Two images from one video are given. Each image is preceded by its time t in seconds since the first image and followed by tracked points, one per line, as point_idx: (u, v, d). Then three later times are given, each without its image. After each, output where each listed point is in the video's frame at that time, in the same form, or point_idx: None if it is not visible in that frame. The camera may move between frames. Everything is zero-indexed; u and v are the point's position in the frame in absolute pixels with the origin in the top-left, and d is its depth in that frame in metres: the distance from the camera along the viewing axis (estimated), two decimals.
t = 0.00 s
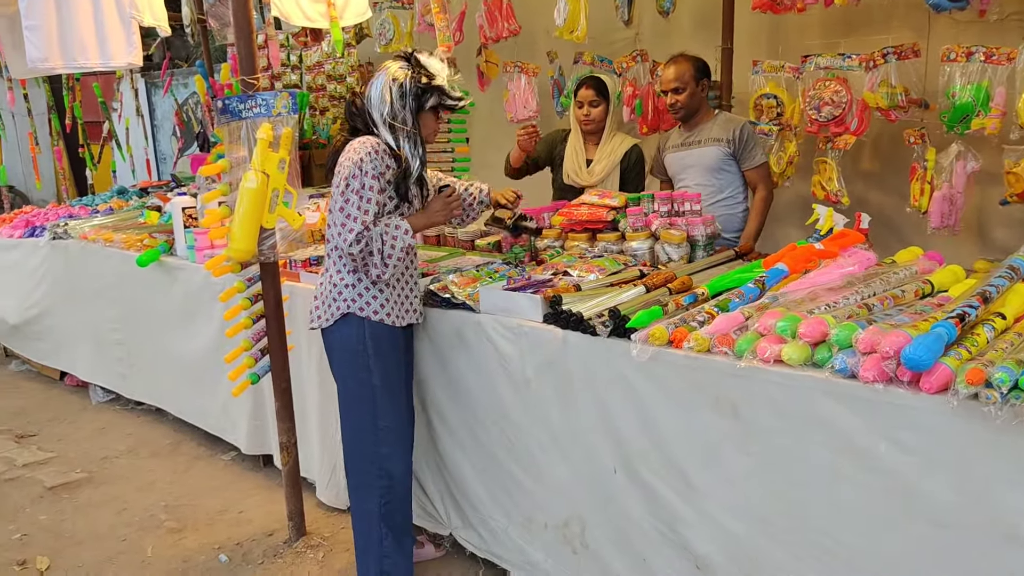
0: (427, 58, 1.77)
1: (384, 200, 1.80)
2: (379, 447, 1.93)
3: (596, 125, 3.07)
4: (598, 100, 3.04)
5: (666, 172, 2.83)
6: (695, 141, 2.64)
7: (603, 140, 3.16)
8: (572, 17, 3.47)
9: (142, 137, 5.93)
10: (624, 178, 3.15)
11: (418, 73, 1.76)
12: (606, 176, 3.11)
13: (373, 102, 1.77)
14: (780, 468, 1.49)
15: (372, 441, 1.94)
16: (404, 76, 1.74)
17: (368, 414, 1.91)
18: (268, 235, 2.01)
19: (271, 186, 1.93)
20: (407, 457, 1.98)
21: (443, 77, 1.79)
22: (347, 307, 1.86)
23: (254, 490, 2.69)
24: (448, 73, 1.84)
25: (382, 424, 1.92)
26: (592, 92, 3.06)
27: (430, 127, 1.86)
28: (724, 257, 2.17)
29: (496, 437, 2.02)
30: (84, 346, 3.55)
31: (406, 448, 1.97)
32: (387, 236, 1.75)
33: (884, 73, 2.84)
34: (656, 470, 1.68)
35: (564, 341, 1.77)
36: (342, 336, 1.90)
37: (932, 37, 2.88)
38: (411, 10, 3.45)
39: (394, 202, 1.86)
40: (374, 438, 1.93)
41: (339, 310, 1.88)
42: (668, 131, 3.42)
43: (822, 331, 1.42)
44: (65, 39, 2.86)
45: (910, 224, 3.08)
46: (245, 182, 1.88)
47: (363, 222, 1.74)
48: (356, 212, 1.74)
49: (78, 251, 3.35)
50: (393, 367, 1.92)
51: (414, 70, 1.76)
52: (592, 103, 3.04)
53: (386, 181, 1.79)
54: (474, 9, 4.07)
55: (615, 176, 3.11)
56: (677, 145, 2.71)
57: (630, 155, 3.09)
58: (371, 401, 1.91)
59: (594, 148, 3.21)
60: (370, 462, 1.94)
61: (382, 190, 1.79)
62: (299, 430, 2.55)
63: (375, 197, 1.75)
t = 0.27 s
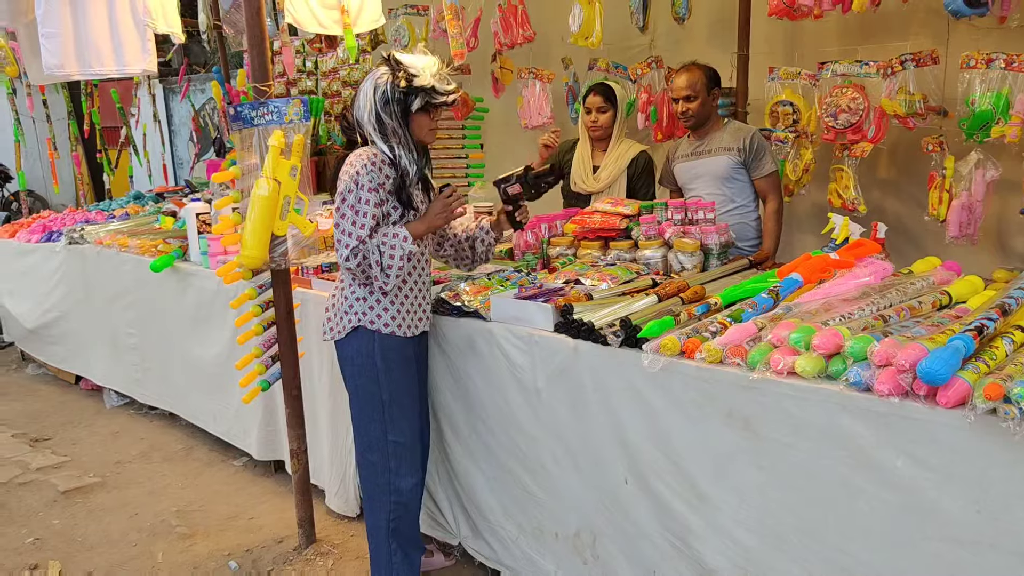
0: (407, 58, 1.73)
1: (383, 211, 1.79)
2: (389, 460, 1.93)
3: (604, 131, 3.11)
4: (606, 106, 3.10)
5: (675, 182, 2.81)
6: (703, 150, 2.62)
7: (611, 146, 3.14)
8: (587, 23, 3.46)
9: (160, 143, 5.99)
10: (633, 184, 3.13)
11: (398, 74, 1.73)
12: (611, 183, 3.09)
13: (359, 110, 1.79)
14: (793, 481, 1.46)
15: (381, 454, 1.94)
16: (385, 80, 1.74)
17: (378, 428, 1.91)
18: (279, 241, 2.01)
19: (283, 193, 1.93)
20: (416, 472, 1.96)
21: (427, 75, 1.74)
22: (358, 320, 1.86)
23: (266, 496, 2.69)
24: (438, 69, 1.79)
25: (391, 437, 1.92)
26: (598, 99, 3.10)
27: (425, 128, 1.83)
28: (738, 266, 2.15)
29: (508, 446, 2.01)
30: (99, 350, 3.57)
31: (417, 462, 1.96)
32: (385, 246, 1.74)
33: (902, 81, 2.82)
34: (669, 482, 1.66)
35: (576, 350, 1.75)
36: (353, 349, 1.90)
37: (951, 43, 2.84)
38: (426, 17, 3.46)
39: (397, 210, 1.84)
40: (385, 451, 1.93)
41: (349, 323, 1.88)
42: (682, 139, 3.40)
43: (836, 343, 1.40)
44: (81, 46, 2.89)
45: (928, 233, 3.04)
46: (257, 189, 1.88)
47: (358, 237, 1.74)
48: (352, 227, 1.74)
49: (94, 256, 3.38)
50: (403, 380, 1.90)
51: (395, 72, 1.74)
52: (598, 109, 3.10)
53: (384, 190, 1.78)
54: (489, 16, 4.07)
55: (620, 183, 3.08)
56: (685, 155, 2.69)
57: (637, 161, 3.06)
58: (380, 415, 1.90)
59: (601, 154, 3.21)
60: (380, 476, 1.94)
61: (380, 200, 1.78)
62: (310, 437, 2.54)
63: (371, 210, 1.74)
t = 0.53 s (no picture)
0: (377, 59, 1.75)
1: (368, 221, 1.79)
2: (383, 472, 1.92)
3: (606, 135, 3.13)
4: (608, 110, 3.10)
5: (684, 188, 2.78)
6: (715, 156, 2.60)
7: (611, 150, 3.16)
8: (598, 29, 3.46)
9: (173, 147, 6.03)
10: (631, 188, 3.13)
11: (367, 76, 1.75)
12: (611, 185, 3.10)
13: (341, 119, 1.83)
14: (801, 490, 1.45)
15: (376, 466, 1.93)
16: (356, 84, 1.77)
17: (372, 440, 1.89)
18: (287, 245, 2.01)
19: (292, 198, 1.94)
20: (410, 485, 1.93)
21: (398, 70, 1.73)
22: (355, 330, 1.87)
23: (273, 499, 2.69)
24: (414, 65, 1.76)
25: (385, 449, 1.90)
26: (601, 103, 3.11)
27: (405, 126, 1.80)
28: (748, 273, 2.14)
29: (513, 451, 2.00)
30: (109, 352, 3.59)
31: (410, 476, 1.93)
32: (369, 257, 1.75)
33: (915, 87, 2.79)
34: (675, 491, 1.65)
35: (582, 356, 1.74)
36: (351, 359, 1.91)
37: (965, 49, 2.82)
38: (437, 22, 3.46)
39: (387, 217, 1.83)
40: (379, 464, 1.92)
41: (348, 333, 1.89)
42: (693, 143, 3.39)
43: (845, 352, 1.38)
44: (94, 50, 2.91)
45: (941, 241, 3.01)
46: (265, 193, 1.89)
47: (341, 249, 1.76)
48: (336, 239, 1.76)
49: (105, 259, 3.40)
50: (398, 392, 1.88)
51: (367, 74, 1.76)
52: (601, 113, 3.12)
53: (368, 198, 1.79)
54: (500, 21, 4.08)
55: (620, 185, 3.10)
56: (696, 161, 2.67)
57: (636, 163, 3.09)
58: (374, 427, 1.89)
59: (600, 158, 3.21)
60: (374, 488, 1.93)
61: (365, 210, 1.78)
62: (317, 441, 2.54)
63: (353, 220, 1.75)
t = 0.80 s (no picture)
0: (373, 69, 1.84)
1: (379, 230, 1.81)
2: (405, 480, 1.87)
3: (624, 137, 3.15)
4: (625, 112, 3.13)
5: (716, 188, 2.74)
6: (753, 159, 2.57)
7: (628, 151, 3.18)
8: (624, 31, 3.45)
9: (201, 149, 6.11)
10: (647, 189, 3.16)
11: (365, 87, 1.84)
12: (629, 185, 3.12)
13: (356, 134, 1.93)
14: (832, 497, 1.43)
15: (399, 474, 1.89)
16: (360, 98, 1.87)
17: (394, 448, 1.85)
18: (316, 246, 2.03)
19: (321, 199, 1.95)
20: (433, 495, 1.86)
21: (390, 72, 1.80)
22: (378, 337, 1.86)
23: (299, 499, 2.72)
24: (409, 65, 1.81)
25: (407, 457, 1.86)
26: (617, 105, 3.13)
27: (407, 129, 1.81)
28: (777, 276, 2.11)
29: (540, 455, 1.99)
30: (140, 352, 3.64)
31: (433, 486, 1.87)
32: (375, 265, 1.76)
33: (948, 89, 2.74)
34: (704, 496, 1.63)
35: (610, 360, 1.74)
36: (375, 366, 1.89)
37: (1000, 51, 2.77)
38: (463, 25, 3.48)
39: (401, 224, 1.84)
40: (402, 473, 1.87)
41: (371, 340, 1.89)
42: (721, 146, 3.38)
43: (879, 358, 1.37)
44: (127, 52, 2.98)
45: (974, 245, 2.96)
46: (294, 195, 1.90)
47: (352, 258, 1.80)
48: (349, 249, 1.81)
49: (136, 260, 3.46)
50: (420, 401, 1.84)
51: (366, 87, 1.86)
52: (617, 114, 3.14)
53: (379, 207, 1.82)
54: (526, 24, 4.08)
55: (638, 184, 3.11)
56: (731, 163, 2.63)
57: (653, 163, 3.10)
58: (396, 436, 1.85)
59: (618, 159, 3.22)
60: (397, 496, 1.88)
61: (376, 218, 1.81)
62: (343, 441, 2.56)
63: (361, 231, 1.80)
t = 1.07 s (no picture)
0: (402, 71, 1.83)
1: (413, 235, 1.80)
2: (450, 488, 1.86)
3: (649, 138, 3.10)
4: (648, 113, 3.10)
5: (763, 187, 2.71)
6: (807, 158, 2.53)
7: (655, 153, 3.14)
8: (658, 32, 3.42)
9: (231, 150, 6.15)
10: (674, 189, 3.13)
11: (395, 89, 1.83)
12: (656, 186, 3.11)
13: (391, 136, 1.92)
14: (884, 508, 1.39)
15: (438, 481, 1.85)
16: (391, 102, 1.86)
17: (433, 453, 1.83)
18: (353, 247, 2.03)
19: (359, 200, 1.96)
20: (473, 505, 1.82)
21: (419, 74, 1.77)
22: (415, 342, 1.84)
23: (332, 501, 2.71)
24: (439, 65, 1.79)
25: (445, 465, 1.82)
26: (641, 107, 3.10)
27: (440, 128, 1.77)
28: (822, 281, 2.07)
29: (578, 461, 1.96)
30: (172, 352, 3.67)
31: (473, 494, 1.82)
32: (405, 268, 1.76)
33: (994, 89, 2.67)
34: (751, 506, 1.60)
35: (653, 365, 1.70)
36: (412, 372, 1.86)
37: None
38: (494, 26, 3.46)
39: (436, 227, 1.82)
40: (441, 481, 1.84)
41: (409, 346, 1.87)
42: (756, 147, 3.36)
43: (936, 365, 1.34)
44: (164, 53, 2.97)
45: (1019, 250, 2.89)
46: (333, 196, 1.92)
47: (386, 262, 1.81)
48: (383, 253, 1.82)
49: (169, 260, 3.48)
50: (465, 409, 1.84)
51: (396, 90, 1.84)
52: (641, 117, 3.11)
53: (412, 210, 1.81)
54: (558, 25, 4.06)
55: (665, 184, 3.09)
56: (782, 161, 2.60)
57: (680, 162, 3.08)
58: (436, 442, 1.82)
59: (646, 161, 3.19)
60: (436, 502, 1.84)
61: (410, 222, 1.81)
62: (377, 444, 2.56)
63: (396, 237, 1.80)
